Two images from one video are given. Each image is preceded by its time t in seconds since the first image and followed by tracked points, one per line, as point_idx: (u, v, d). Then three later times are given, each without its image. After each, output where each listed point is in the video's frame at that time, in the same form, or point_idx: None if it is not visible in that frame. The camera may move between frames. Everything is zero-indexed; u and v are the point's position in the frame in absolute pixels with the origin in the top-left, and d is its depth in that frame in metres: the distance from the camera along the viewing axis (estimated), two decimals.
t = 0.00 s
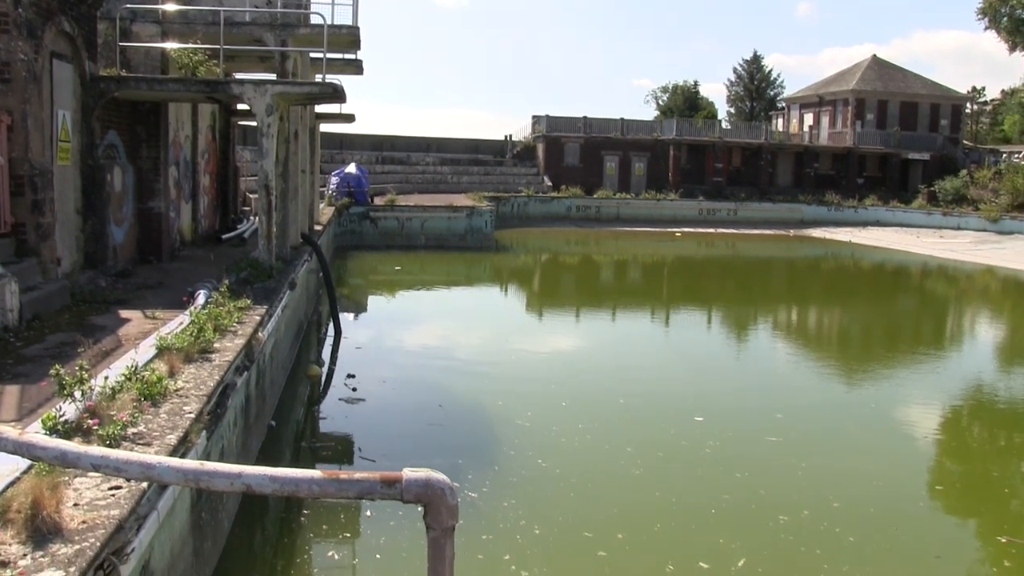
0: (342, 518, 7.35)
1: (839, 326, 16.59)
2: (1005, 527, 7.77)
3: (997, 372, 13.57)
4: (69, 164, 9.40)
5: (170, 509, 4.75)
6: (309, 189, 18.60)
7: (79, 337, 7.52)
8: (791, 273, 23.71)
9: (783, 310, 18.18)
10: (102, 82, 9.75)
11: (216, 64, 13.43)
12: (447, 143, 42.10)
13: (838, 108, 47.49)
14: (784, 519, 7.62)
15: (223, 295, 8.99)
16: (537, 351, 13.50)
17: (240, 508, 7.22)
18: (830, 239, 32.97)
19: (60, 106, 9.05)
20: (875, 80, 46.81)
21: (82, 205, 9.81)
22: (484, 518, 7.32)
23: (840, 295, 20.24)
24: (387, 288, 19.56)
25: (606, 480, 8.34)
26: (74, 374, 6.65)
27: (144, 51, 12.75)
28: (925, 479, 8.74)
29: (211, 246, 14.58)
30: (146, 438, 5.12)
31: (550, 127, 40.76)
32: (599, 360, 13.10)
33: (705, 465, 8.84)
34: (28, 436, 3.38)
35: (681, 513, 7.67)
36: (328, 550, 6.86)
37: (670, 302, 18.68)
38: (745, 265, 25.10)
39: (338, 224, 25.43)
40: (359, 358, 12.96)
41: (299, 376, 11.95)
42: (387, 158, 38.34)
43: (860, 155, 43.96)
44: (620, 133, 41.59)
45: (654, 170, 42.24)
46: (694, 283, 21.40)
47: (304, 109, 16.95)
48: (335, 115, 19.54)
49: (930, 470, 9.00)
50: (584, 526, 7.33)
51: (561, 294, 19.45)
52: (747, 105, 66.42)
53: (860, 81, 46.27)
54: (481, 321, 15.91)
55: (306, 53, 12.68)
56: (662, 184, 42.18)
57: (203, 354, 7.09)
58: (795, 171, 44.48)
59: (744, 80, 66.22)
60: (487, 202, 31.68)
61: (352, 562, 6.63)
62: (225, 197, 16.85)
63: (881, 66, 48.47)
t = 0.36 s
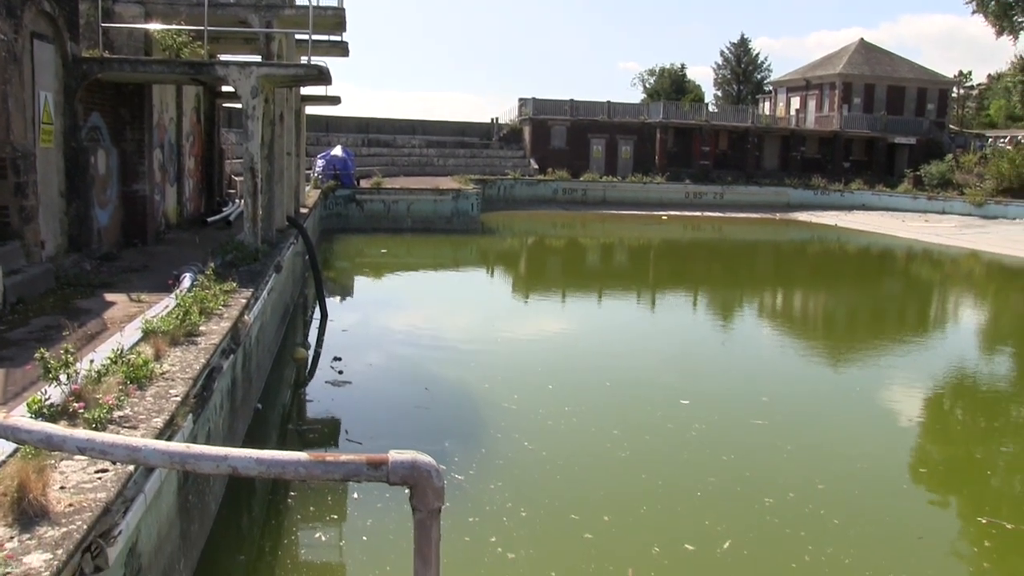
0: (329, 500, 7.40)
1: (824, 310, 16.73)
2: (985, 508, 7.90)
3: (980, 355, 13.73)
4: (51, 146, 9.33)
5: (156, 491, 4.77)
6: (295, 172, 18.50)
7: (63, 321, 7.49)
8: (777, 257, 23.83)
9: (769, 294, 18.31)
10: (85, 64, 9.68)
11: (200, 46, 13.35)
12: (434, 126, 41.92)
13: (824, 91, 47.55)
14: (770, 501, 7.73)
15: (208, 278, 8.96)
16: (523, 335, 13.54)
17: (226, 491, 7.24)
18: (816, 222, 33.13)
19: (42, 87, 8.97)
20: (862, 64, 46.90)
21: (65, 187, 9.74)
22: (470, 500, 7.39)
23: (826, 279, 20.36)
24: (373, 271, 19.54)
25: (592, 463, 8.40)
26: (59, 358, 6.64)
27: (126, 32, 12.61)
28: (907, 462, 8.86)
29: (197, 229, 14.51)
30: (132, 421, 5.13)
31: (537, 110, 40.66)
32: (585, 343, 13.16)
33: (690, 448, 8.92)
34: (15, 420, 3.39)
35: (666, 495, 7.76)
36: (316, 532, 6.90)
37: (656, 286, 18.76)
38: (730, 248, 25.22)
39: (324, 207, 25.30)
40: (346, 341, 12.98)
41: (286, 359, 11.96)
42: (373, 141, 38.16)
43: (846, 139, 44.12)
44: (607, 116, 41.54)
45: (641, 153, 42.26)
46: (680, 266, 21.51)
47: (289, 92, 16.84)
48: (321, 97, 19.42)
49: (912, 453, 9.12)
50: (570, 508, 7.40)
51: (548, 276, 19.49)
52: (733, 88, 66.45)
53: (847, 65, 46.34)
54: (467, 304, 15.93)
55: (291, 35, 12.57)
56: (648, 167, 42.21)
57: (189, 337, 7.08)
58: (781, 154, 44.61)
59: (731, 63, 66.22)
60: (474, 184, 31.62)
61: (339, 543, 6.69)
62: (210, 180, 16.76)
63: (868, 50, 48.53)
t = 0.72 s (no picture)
0: (321, 474, 7.45)
1: (814, 286, 16.81)
2: (971, 483, 8.02)
3: (968, 332, 13.84)
4: (38, 121, 9.25)
5: (148, 466, 4.80)
6: (285, 147, 18.39)
7: (53, 296, 7.47)
8: (767, 233, 23.89)
9: (759, 270, 18.37)
10: (71, 37, 9.57)
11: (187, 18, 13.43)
12: (425, 100, 41.65)
13: (816, 67, 47.42)
14: (759, 477, 7.82)
15: (198, 254, 8.94)
16: (514, 310, 13.57)
17: (217, 466, 7.27)
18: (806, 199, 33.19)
19: (28, 61, 8.88)
20: (854, 40, 46.74)
21: (53, 162, 9.67)
22: (461, 474, 7.45)
23: (815, 256, 20.43)
24: (364, 246, 19.50)
25: (582, 438, 8.47)
26: (48, 333, 6.63)
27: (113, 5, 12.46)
28: (896, 437, 8.97)
29: (186, 205, 14.44)
30: (123, 396, 5.15)
31: (528, 85, 40.42)
32: (575, 319, 13.20)
33: (680, 424, 9.00)
34: (6, 395, 3.41)
35: (656, 470, 7.84)
36: (307, 506, 6.95)
37: (647, 261, 18.78)
38: (720, 224, 25.25)
39: (314, 182, 25.17)
40: (336, 316, 12.98)
41: (276, 334, 11.97)
42: (363, 115, 37.91)
43: (838, 115, 44.08)
44: (598, 91, 41.36)
45: (632, 128, 42.13)
46: (670, 242, 21.54)
47: (279, 66, 16.70)
48: (311, 71, 19.26)
49: (899, 429, 9.23)
50: (561, 484, 7.47)
51: (539, 252, 19.50)
52: (725, 64, 66.18)
53: (840, 41, 46.19)
54: (458, 279, 15.95)
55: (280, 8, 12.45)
56: (639, 143, 42.11)
57: (179, 313, 7.08)
58: (772, 130, 44.56)
59: (723, 38, 65.89)
60: (464, 159, 31.50)
61: (331, 517, 6.74)
62: (199, 155, 16.65)
63: (860, 26, 48.35)
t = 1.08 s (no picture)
0: (316, 447, 7.48)
1: (808, 260, 16.84)
2: (964, 457, 8.09)
3: (962, 307, 13.89)
4: (29, 93, 9.16)
5: (144, 439, 4.81)
6: (278, 118, 18.25)
7: (46, 270, 7.43)
8: (762, 207, 23.85)
9: (754, 244, 18.37)
10: (61, 8, 9.45)
11: None
12: (419, 72, 41.31)
13: (813, 41, 47.13)
14: (754, 450, 7.88)
15: (192, 227, 8.89)
16: (509, 283, 13.56)
17: (212, 439, 7.29)
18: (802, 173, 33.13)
19: (17, 31, 8.76)
20: (852, 13, 46.41)
21: (45, 135, 9.59)
22: (456, 448, 7.49)
23: (810, 230, 20.42)
24: (358, 219, 19.43)
25: (577, 412, 8.50)
26: (42, 307, 6.62)
27: None
28: (889, 412, 9.03)
29: (180, 177, 14.36)
30: (117, 369, 5.15)
31: (523, 57, 40.10)
32: (570, 292, 13.20)
33: (674, 397, 9.05)
34: None
35: (651, 444, 7.89)
36: (302, 478, 6.99)
37: (642, 235, 18.75)
38: (715, 198, 25.21)
39: (308, 154, 25.00)
40: (331, 289, 12.95)
41: (271, 307, 11.96)
42: (357, 87, 37.61)
43: (834, 89, 43.89)
44: (594, 64, 41.08)
45: (628, 101, 41.88)
46: (665, 216, 21.51)
47: (273, 37, 16.52)
48: (304, 43, 19.06)
49: (893, 402, 9.29)
50: (555, 457, 7.51)
51: (534, 225, 19.46)
52: (722, 37, 65.70)
53: (837, 14, 45.86)
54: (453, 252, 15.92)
55: None
56: (635, 116, 41.90)
57: (174, 286, 7.06)
58: (768, 104, 44.38)
59: (719, 11, 65.37)
60: (459, 132, 31.33)
61: (326, 490, 6.78)
62: (193, 128, 16.52)
63: None
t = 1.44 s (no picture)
0: (312, 428, 7.49)
1: (803, 242, 16.84)
2: (957, 437, 8.13)
3: (956, 288, 13.92)
4: (21, 73, 9.07)
5: (139, 421, 4.81)
6: (273, 99, 18.13)
7: (39, 251, 7.39)
8: (757, 188, 23.82)
9: (749, 225, 18.35)
10: None
11: None
12: (415, 52, 41.03)
13: (809, 21, 46.89)
14: (749, 432, 7.91)
15: (187, 208, 8.85)
16: (504, 264, 13.54)
17: (208, 420, 7.29)
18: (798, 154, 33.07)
19: (8, 11, 8.66)
20: None
21: (38, 115, 9.53)
22: (452, 429, 7.51)
23: (805, 211, 20.39)
24: (354, 200, 19.36)
25: (572, 393, 8.52)
26: (36, 289, 6.60)
27: None
28: (884, 393, 9.07)
29: (175, 158, 14.28)
30: (111, 351, 5.14)
31: (519, 37, 39.84)
32: (566, 273, 13.18)
33: (670, 379, 9.07)
34: None
35: (646, 425, 7.91)
36: (298, 459, 7.01)
37: (638, 216, 18.71)
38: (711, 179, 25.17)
39: (303, 135, 24.84)
40: (326, 270, 12.92)
41: (267, 289, 11.94)
42: (352, 67, 37.36)
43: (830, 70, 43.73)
44: (589, 44, 40.87)
45: (623, 82, 41.68)
46: (661, 197, 21.48)
47: (267, 17, 16.38)
48: (299, 22, 18.90)
49: (887, 383, 9.33)
50: (550, 438, 7.53)
51: (529, 206, 19.41)
52: (718, 17, 65.33)
53: None
54: (447, 233, 15.90)
55: None
56: (631, 97, 41.72)
57: (168, 268, 7.03)
58: (764, 85, 44.22)
59: None
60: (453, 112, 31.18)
61: (321, 471, 6.80)
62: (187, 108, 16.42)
63: None
